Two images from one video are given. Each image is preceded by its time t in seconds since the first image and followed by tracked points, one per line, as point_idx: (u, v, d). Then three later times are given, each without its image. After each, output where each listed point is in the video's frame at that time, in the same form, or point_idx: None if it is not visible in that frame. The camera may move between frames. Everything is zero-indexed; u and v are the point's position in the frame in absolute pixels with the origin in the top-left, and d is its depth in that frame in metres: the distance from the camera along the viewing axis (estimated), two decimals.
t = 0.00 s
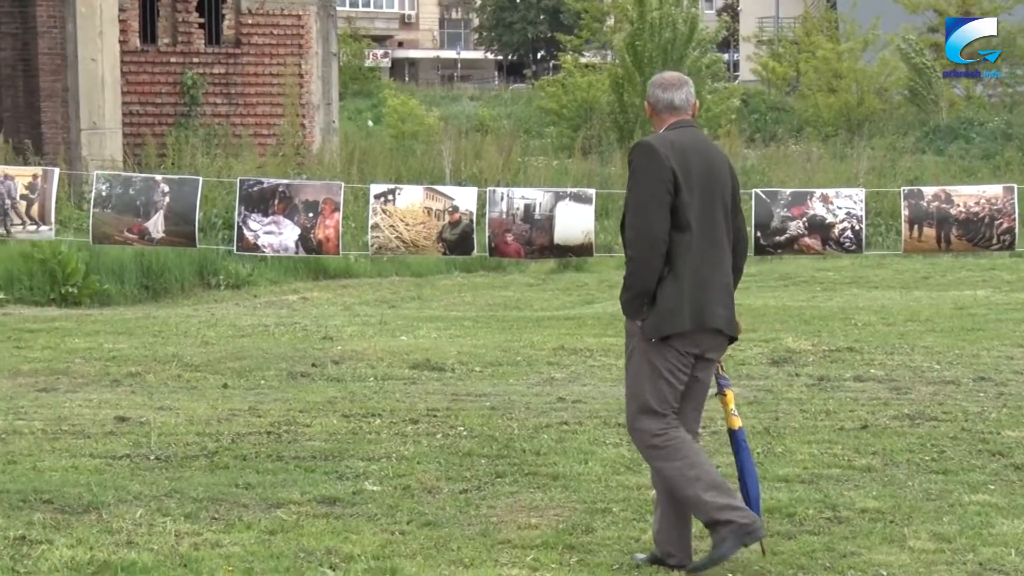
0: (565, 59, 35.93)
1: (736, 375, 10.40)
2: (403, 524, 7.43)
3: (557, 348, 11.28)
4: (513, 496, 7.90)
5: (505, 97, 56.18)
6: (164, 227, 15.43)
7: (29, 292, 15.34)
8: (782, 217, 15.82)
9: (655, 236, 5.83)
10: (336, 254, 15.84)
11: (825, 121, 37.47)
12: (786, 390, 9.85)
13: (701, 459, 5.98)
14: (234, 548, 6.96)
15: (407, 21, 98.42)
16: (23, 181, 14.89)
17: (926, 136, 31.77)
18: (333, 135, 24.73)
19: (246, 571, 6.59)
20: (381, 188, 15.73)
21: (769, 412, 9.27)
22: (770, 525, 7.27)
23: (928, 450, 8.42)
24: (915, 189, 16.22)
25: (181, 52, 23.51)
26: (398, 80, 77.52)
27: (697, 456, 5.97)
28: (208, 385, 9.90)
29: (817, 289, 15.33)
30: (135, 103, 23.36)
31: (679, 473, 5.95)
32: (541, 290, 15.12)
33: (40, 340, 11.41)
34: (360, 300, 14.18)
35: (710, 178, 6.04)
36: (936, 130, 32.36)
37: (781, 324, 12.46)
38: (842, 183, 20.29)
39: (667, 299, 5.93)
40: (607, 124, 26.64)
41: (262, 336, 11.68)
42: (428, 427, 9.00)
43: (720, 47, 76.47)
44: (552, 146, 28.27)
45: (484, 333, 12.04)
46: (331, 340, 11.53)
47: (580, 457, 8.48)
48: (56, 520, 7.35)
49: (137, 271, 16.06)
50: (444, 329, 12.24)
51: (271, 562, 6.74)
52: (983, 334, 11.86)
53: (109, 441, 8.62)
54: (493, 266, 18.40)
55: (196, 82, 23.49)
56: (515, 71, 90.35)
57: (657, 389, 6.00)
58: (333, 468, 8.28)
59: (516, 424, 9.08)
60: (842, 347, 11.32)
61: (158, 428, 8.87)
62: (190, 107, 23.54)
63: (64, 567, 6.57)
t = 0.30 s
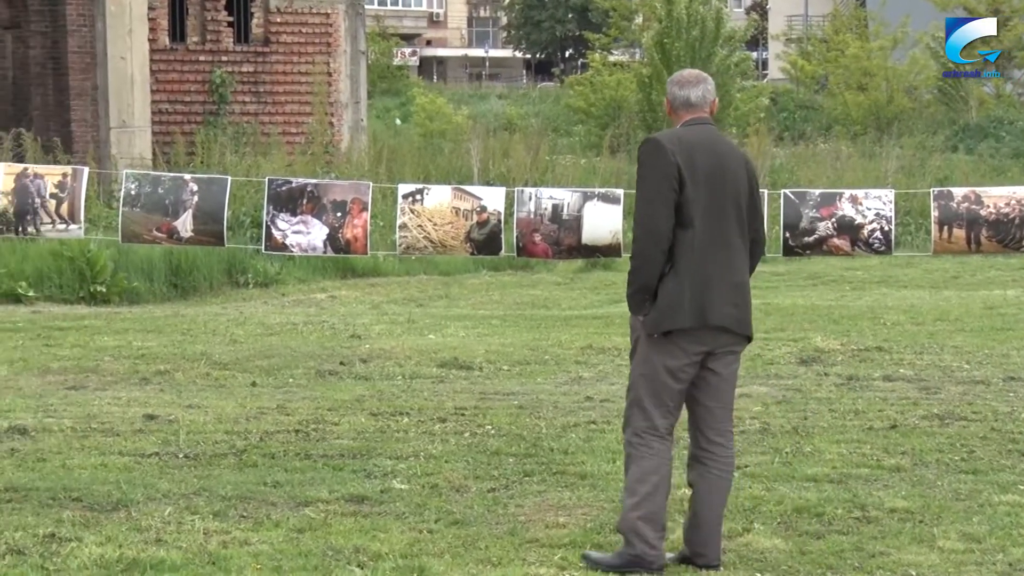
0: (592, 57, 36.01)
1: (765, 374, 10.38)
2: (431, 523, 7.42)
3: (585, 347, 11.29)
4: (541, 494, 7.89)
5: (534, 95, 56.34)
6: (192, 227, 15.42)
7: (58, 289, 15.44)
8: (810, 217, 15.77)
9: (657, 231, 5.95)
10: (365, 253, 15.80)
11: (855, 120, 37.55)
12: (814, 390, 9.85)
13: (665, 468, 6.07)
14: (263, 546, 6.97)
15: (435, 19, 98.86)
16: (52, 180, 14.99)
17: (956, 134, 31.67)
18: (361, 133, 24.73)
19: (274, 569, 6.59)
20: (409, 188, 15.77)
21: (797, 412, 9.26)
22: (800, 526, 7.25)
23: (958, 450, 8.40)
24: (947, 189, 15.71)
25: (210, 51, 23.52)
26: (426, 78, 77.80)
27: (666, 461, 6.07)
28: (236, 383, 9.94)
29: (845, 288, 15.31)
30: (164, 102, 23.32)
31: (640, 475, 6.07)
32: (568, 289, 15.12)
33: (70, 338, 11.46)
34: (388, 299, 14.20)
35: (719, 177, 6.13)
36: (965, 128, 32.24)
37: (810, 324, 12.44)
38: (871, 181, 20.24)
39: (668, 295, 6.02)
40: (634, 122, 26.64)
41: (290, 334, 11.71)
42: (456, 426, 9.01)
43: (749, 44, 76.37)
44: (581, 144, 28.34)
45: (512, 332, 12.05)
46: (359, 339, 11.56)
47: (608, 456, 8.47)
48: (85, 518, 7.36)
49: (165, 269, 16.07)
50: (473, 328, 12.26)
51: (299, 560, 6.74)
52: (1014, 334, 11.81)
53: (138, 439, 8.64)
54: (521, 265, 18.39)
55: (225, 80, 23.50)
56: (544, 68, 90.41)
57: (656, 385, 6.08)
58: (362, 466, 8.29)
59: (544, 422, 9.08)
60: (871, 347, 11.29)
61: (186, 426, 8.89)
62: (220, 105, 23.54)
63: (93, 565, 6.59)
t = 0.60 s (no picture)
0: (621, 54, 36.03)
1: (791, 373, 10.38)
2: (457, 521, 7.41)
3: (612, 345, 11.30)
4: (567, 492, 7.88)
5: (561, 93, 56.42)
6: (220, 223, 15.52)
7: (87, 286, 15.40)
8: (838, 214, 15.77)
9: (658, 232, 5.97)
10: (392, 251, 15.82)
11: (883, 118, 37.70)
12: (841, 388, 9.84)
13: (679, 469, 6.11)
14: (289, 544, 6.96)
15: (462, 17, 99.12)
16: (80, 177, 15.57)
17: (984, 132, 31.53)
18: (387, 130, 24.82)
19: (301, 566, 6.59)
20: (436, 185, 15.75)
21: (824, 411, 9.25)
22: (827, 524, 7.22)
23: (986, 450, 8.38)
24: (976, 187, 15.66)
25: (237, 49, 23.58)
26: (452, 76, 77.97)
27: (680, 463, 6.11)
28: (262, 381, 9.97)
29: (873, 287, 15.27)
30: (191, 99, 23.43)
31: (656, 476, 6.13)
32: (595, 287, 15.12)
33: (98, 335, 11.51)
34: (415, 297, 14.22)
35: (727, 177, 6.11)
36: (994, 126, 32.07)
37: (836, 322, 12.42)
38: (900, 180, 20.17)
39: (670, 296, 6.05)
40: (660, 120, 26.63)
41: (317, 331, 11.73)
42: (482, 424, 9.02)
43: (776, 42, 76.23)
44: (607, 142, 28.34)
45: (538, 330, 12.06)
46: (386, 336, 11.58)
47: (634, 455, 8.46)
48: (112, 514, 7.38)
49: (192, 267, 16.04)
50: (499, 326, 12.28)
51: (326, 557, 6.74)
52: None
53: (165, 437, 8.66)
54: (547, 263, 18.38)
55: (252, 78, 23.53)
56: (571, 65, 90.34)
57: (663, 385, 6.13)
58: (388, 464, 8.30)
59: (570, 420, 9.10)
60: (898, 345, 11.27)
61: (213, 423, 8.92)
62: (246, 103, 23.58)
63: (121, 561, 6.60)
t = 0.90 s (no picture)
0: (645, 52, 36.05)
1: (815, 371, 10.38)
2: (481, 518, 7.41)
3: (636, 343, 11.31)
4: (591, 490, 7.87)
5: (586, 92, 56.49)
6: (245, 221, 15.61)
7: (112, 284, 15.48)
8: (863, 212, 15.74)
9: (672, 230, 5.99)
10: (417, 248, 15.85)
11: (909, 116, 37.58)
12: (866, 386, 9.83)
13: (702, 467, 6.10)
14: (314, 540, 6.96)
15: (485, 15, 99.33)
16: (106, 175, 15.60)
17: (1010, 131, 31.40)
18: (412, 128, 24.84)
19: (326, 563, 6.60)
20: (461, 182, 15.73)
21: (849, 409, 9.24)
22: (851, 523, 7.20)
23: (1012, 448, 8.36)
24: (1003, 184, 15.67)
25: (262, 47, 23.61)
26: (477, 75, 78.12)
27: (703, 461, 6.10)
28: (287, 378, 10.01)
29: (898, 285, 15.24)
30: (216, 98, 23.42)
31: (678, 474, 6.12)
32: (619, 285, 15.12)
33: (123, 332, 11.56)
34: (440, 295, 14.24)
35: (743, 176, 6.10)
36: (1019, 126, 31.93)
37: (861, 320, 12.40)
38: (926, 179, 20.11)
39: (684, 294, 6.06)
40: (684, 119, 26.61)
41: (341, 329, 11.76)
42: (506, 421, 9.03)
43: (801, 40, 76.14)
44: (631, 140, 28.33)
45: (563, 327, 12.08)
46: (409, 334, 11.61)
47: (658, 453, 8.46)
48: (138, 511, 7.40)
49: (216, 264, 16.05)
50: (522, 323, 12.30)
51: (350, 554, 6.74)
52: None
53: (190, 433, 8.68)
54: (571, 261, 18.39)
55: (276, 76, 23.57)
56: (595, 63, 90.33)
57: (681, 383, 6.13)
58: (413, 461, 8.30)
59: (594, 418, 9.10)
60: (923, 343, 11.26)
61: (238, 420, 8.94)
62: (271, 101, 23.63)
63: (146, 557, 6.61)
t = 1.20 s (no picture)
0: (665, 50, 36.05)
1: (835, 369, 10.38)
2: (501, 516, 7.40)
3: (656, 341, 11.31)
4: (610, 489, 7.86)
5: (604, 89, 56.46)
6: (265, 218, 15.70)
7: (132, 281, 15.48)
8: (884, 209, 15.72)
9: (692, 230, 5.98)
10: (436, 246, 15.87)
11: (929, 113, 37.46)
12: (886, 385, 9.82)
13: (721, 465, 6.09)
14: (333, 538, 6.97)
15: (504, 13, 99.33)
16: (127, 173, 15.77)
17: None
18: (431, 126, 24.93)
19: (345, 561, 6.60)
20: (480, 180, 15.72)
21: (869, 408, 9.22)
22: (871, 521, 7.19)
23: None
24: None
25: (282, 45, 23.70)
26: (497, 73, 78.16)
27: (723, 460, 6.10)
28: (306, 376, 10.03)
29: (918, 283, 15.21)
30: (236, 96, 23.61)
31: (698, 473, 6.11)
32: (639, 283, 15.10)
33: (143, 330, 11.60)
34: (459, 292, 14.25)
35: (762, 175, 6.09)
36: None
37: (882, 319, 12.38)
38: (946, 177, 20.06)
39: (704, 293, 6.05)
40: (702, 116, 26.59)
41: (361, 327, 11.77)
42: (526, 419, 9.03)
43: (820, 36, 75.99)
44: (651, 138, 28.31)
45: (582, 326, 12.08)
46: (429, 331, 11.63)
47: (677, 451, 8.46)
48: (158, 508, 7.42)
49: (237, 262, 16.01)
50: (542, 322, 12.30)
51: (370, 552, 6.74)
52: None
53: (210, 432, 8.70)
54: (591, 258, 18.39)
55: (296, 75, 23.65)
56: (615, 60, 90.25)
57: (700, 381, 6.12)
58: (432, 459, 8.30)
59: (613, 417, 9.10)
60: (944, 342, 11.24)
61: (258, 418, 8.96)
62: (291, 100, 23.68)
63: (167, 555, 6.62)
